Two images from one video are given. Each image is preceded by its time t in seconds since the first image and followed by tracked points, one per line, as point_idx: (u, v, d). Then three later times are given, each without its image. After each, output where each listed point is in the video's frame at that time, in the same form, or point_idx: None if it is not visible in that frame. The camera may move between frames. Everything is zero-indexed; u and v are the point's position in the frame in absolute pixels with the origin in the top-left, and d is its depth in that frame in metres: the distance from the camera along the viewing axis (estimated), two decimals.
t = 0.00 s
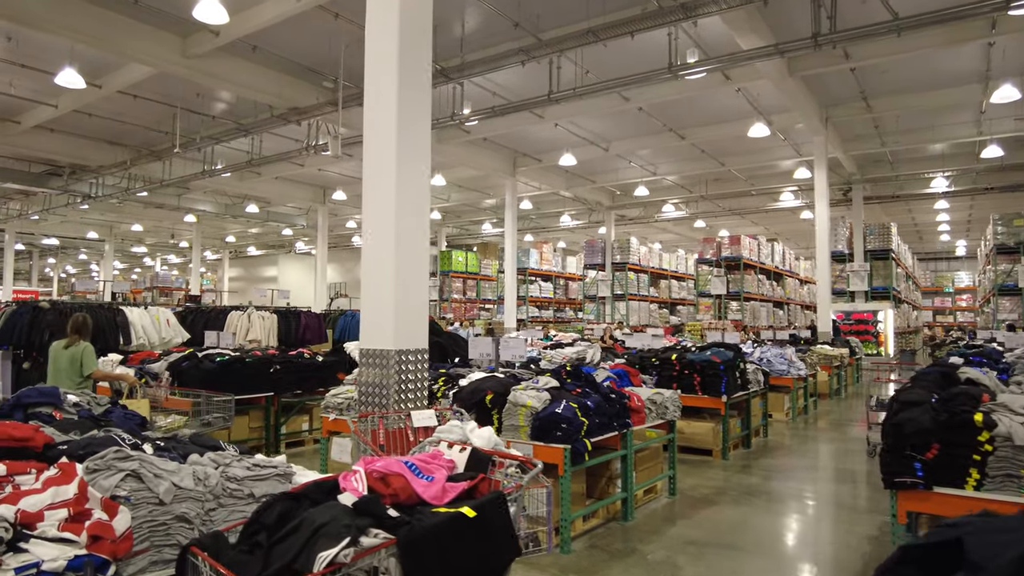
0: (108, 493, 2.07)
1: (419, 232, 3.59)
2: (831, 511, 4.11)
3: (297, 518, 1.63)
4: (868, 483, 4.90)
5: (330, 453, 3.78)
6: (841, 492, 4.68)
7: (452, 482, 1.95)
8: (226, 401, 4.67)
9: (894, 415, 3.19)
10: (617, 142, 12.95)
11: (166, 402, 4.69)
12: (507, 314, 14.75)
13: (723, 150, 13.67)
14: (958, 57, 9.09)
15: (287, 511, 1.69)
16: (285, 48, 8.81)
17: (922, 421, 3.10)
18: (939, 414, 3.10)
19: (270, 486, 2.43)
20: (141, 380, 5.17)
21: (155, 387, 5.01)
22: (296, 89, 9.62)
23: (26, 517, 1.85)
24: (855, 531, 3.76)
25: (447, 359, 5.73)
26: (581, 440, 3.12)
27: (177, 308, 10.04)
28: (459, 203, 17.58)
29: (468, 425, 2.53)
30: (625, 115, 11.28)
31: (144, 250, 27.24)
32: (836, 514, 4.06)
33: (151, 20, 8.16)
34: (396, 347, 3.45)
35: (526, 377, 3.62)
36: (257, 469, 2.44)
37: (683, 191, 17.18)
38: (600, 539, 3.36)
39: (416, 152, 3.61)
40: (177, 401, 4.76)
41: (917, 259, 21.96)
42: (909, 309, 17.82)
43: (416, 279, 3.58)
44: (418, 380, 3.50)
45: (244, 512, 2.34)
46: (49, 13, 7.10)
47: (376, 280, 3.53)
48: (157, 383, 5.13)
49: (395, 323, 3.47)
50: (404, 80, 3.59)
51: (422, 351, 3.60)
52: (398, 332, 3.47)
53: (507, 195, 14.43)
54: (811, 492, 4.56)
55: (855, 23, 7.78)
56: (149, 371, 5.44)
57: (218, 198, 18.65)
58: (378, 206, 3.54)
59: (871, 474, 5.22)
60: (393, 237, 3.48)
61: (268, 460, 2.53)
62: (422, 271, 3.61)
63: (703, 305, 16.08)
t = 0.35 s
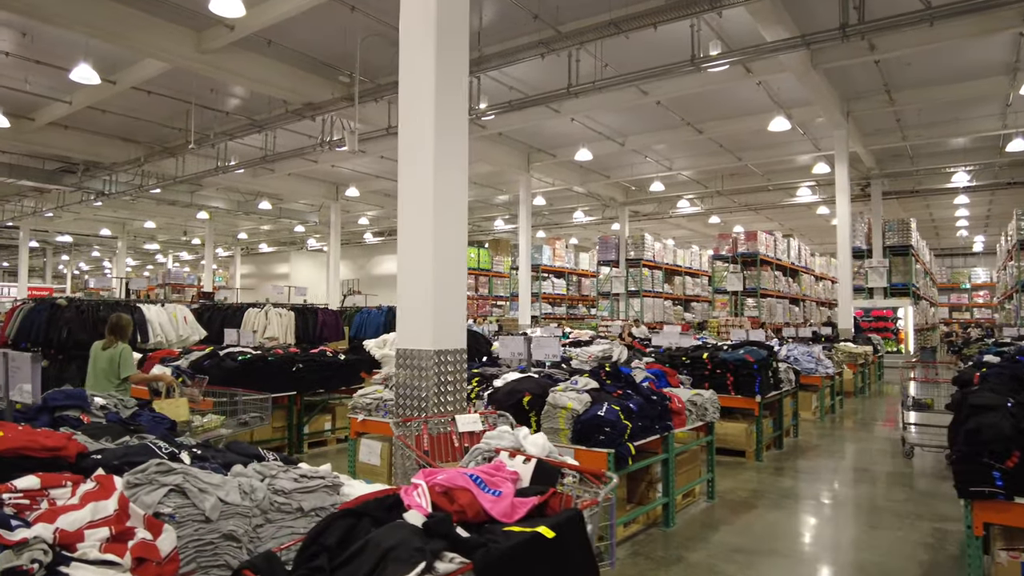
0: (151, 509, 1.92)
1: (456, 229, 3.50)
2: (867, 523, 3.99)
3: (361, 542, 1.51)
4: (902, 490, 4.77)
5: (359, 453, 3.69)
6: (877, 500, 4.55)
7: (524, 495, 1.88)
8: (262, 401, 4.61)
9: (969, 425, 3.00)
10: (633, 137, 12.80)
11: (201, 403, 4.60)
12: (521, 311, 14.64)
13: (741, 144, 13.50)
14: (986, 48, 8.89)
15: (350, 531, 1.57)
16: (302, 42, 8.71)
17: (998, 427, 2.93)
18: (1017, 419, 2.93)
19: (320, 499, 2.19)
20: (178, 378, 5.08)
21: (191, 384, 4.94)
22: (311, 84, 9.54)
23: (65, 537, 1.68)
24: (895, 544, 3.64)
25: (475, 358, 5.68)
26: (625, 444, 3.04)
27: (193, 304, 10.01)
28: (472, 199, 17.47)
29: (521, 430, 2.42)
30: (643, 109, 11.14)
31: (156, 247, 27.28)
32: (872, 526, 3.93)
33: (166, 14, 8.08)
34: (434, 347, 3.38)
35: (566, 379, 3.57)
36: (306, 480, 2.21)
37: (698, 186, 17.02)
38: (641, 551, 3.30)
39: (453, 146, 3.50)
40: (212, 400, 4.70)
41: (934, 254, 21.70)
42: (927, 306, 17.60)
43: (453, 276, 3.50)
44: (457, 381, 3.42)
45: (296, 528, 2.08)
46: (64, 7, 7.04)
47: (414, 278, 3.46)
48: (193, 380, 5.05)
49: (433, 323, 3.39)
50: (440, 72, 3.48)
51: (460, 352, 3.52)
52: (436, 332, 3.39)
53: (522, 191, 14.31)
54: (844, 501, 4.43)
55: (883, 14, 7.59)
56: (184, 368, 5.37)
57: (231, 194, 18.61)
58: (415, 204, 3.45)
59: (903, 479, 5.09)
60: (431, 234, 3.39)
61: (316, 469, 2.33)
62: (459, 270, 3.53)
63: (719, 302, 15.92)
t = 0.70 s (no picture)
0: (208, 521, 1.83)
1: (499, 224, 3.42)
2: (909, 534, 3.85)
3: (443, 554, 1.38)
4: (940, 495, 4.64)
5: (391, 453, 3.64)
6: (919, 505, 4.42)
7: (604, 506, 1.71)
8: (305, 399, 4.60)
9: None
10: (650, 133, 12.66)
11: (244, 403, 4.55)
12: (536, 309, 14.53)
13: (759, 140, 13.34)
14: (1015, 39, 8.69)
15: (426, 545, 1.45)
16: (320, 38, 8.64)
17: None
18: None
19: (380, 506, 2.10)
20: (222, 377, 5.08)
21: (235, 382, 4.91)
22: (329, 81, 9.47)
23: (122, 551, 1.69)
24: (942, 559, 3.51)
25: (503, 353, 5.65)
26: (672, 446, 3.06)
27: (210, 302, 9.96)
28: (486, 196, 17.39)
29: (579, 434, 2.35)
30: (661, 105, 11.00)
31: (169, 245, 27.35)
32: (915, 538, 3.80)
33: (184, 10, 8.02)
34: (478, 345, 3.30)
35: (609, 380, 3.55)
36: (364, 487, 2.11)
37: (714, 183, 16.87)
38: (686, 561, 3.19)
39: (496, 139, 3.42)
40: (255, 398, 4.69)
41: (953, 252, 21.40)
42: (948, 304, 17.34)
43: (496, 269, 3.42)
44: (501, 380, 3.35)
45: (355, 538, 2.01)
46: (83, 3, 7.00)
47: (456, 271, 3.38)
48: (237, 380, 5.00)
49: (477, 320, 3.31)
50: (482, 62, 3.38)
51: (503, 350, 3.44)
52: (480, 330, 3.31)
53: (537, 188, 14.20)
54: (882, 510, 4.30)
55: (912, 6, 7.43)
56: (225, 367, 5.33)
57: (245, 193, 18.61)
58: (458, 198, 3.37)
59: (940, 483, 4.95)
60: (474, 229, 3.31)
61: (375, 475, 2.21)
62: (502, 266, 3.45)
63: (736, 300, 15.74)
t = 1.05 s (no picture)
0: (262, 538, 1.76)
1: (540, 220, 3.33)
2: (956, 542, 3.71)
3: None
4: (983, 499, 4.49)
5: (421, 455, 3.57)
6: (961, 511, 4.28)
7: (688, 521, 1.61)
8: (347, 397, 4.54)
9: None
10: (669, 129, 12.51)
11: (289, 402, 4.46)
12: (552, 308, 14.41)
13: (780, 136, 13.16)
14: None
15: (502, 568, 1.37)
16: (337, 35, 8.59)
17: None
18: None
19: (436, 518, 2.01)
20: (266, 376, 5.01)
21: (277, 382, 4.84)
22: (347, 79, 9.42)
23: (172, 570, 1.60)
24: (997, 570, 3.36)
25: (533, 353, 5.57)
26: (720, 450, 3.01)
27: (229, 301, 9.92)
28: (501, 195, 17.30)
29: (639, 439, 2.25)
30: (681, 100, 10.85)
31: (185, 244, 27.46)
32: (964, 546, 3.65)
33: (203, 8, 7.99)
34: (520, 345, 3.20)
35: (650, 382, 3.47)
36: (419, 499, 2.02)
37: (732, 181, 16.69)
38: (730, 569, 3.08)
39: (537, 132, 3.33)
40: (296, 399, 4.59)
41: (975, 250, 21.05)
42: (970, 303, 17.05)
43: (537, 266, 3.32)
44: (542, 381, 3.26)
45: (412, 554, 1.90)
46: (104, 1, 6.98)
47: (496, 269, 3.29)
48: (280, 379, 4.94)
49: (518, 319, 3.21)
50: (524, 55, 3.29)
51: (544, 350, 3.34)
52: (522, 329, 3.22)
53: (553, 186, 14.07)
54: (926, 515, 4.16)
55: None
56: (268, 367, 5.26)
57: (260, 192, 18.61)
58: (499, 192, 3.28)
59: (981, 487, 4.81)
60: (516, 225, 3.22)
61: (428, 485, 2.12)
62: (543, 263, 3.36)
63: (755, 299, 15.55)
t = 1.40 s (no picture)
0: (330, 564, 1.67)
1: (591, 218, 3.22)
2: (1018, 553, 3.55)
3: None
4: None
5: (456, 458, 3.50)
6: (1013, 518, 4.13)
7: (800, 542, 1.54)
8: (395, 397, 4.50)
9: None
10: (691, 126, 12.33)
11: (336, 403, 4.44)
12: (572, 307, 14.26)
13: (804, 132, 12.94)
14: None
15: None
16: (358, 32, 8.51)
17: None
18: None
19: (507, 536, 1.91)
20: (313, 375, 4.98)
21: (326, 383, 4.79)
22: (368, 76, 9.35)
23: None
24: None
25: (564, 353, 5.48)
26: (778, 457, 2.96)
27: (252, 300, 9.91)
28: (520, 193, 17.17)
29: (713, 450, 2.25)
30: (704, 96, 10.67)
31: (203, 244, 27.59)
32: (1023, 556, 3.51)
33: (225, 6, 7.95)
34: (571, 348, 3.09)
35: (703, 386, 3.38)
36: (489, 516, 1.93)
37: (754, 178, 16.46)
38: None
39: (587, 128, 3.22)
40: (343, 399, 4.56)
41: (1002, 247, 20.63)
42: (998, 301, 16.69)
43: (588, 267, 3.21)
44: (593, 385, 3.15)
45: None
46: None
47: (546, 269, 3.18)
48: (328, 379, 4.92)
49: (569, 321, 3.10)
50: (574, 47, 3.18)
51: (594, 353, 3.23)
52: (574, 331, 3.10)
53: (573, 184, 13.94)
54: (980, 523, 4.00)
55: None
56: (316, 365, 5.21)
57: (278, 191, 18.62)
58: (549, 190, 3.17)
59: None
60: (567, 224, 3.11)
61: (495, 501, 2.05)
62: (593, 263, 3.24)
63: (778, 297, 15.32)
